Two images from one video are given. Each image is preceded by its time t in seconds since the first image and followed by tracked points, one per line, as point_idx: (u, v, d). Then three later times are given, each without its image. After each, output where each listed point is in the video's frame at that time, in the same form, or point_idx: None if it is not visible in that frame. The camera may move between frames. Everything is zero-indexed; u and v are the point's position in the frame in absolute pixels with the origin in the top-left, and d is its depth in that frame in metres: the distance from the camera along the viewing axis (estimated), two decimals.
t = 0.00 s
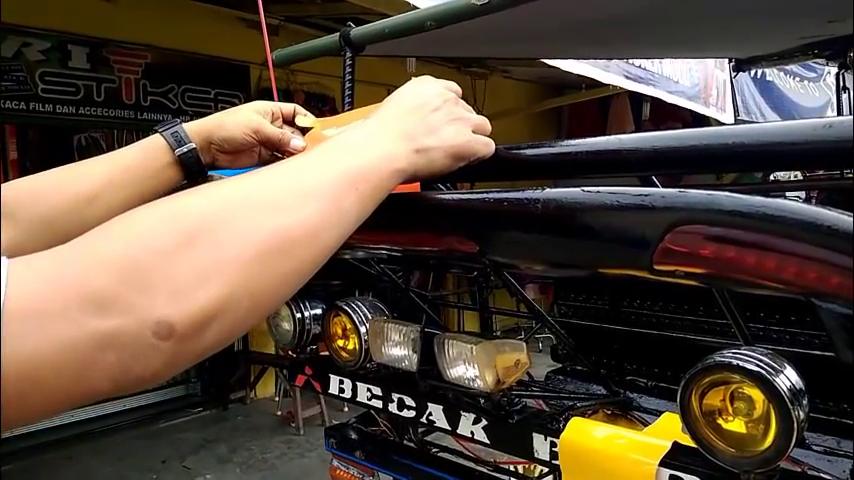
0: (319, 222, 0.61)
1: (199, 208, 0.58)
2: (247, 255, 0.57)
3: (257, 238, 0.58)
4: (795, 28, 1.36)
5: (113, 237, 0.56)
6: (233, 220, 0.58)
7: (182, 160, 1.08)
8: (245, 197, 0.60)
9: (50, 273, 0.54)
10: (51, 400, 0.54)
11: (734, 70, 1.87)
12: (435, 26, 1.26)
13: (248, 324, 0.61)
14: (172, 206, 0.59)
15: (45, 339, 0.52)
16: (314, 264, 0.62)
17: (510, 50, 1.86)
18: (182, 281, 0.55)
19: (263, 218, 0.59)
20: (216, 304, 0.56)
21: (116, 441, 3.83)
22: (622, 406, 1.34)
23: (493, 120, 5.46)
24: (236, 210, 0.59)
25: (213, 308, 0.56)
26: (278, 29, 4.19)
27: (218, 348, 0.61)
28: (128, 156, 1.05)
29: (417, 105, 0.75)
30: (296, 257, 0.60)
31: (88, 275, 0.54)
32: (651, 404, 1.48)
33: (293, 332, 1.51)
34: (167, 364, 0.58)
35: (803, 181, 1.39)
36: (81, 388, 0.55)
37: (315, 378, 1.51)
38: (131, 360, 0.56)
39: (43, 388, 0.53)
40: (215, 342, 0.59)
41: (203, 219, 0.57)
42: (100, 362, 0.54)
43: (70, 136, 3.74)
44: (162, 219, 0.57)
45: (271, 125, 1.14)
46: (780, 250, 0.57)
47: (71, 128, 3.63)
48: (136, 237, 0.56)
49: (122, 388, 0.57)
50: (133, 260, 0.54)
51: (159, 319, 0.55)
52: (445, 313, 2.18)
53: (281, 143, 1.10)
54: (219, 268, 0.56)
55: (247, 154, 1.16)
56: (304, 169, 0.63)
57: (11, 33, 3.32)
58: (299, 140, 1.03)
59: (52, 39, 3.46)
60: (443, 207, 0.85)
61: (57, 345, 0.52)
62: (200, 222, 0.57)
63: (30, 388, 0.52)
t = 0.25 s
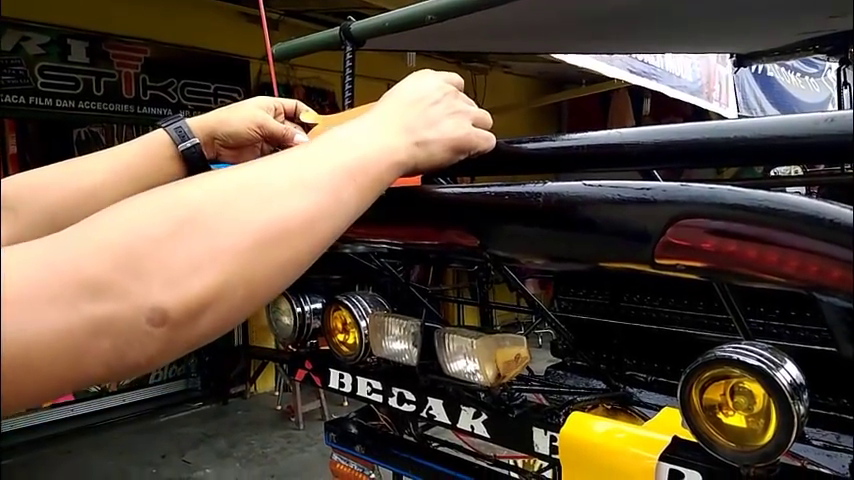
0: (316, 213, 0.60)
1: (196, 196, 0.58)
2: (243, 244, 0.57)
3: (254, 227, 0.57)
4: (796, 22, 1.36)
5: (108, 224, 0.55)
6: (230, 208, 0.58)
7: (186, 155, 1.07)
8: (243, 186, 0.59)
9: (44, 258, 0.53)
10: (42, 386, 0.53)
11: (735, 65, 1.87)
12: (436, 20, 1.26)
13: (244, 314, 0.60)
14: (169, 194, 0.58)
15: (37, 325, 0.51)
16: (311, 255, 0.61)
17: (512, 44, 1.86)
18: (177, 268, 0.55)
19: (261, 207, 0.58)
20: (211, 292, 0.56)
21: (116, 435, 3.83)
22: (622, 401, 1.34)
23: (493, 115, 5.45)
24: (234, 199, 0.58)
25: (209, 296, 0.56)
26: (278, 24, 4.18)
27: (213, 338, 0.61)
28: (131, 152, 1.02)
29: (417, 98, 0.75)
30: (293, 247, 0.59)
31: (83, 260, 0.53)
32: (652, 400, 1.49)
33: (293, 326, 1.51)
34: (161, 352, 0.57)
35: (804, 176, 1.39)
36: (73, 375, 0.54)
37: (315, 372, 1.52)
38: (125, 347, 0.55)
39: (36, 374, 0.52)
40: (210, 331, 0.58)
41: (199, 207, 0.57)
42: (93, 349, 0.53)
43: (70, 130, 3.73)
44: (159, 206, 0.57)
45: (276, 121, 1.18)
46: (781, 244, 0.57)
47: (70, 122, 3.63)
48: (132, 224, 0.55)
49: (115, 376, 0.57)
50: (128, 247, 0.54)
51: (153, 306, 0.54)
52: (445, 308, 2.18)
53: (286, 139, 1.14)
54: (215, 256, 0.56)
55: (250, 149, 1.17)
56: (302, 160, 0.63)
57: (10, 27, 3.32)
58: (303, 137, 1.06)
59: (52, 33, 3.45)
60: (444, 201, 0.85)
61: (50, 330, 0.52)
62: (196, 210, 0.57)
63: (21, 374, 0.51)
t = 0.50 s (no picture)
0: (314, 213, 0.61)
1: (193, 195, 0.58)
2: (241, 243, 0.57)
3: (252, 226, 0.58)
4: (797, 23, 1.36)
5: (105, 222, 0.55)
6: (228, 208, 0.58)
7: (188, 158, 1.07)
8: (241, 185, 0.59)
9: (41, 255, 0.53)
10: (37, 382, 0.53)
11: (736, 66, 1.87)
12: (436, 21, 1.26)
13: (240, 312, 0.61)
14: (167, 192, 0.58)
15: (33, 321, 0.51)
16: (308, 255, 0.62)
17: (512, 46, 1.86)
18: (174, 267, 0.55)
19: (259, 207, 0.58)
20: (207, 290, 0.56)
21: (117, 436, 3.83)
22: (623, 402, 1.35)
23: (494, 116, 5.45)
24: (232, 198, 0.58)
25: (205, 295, 0.56)
26: (279, 25, 4.18)
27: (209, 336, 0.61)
28: (134, 156, 1.02)
29: (418, 99, 0.75)
30: (290, 247, 0.59)
31: (80, 258, 0.53)
32: (653, 401, 1.50)
33: (294, 327, 1.51)
34: (156, 349, 0.57)
35: (804, 177, 1.39)
36: (69, 371, 0.54)
37: (316, 373, 1.52)
38: (120, 343, 0.55)
39: (31, 370, 0.52)
40: (206, 329, 0.59)
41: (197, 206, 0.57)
42: (88, 345, 0.54)
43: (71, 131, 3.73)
44: (157, 204, 0.57)
45: (277, 123, 1.17)
46: (782, 246, 0.57)
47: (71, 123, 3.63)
48: (129, 222, 0.55)
49: (111, 372, 0.57)
50: (125, 244, 0.54)
51: (149, 304, 0.54)
52: (446, 309, 2.18)
53: (287, 140, 1.14)
54: (212, 255, 0.56)
55: (252, 152, 1.18)
56: (301, 160, 0.63)
57: (11, 28, 3.32)
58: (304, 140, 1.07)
59: (53, 34, 3.46)
60: (445, 203, 0.85)
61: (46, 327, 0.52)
62: (195, 209, 0.57)
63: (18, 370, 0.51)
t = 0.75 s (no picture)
0: (309, 209, 0.61)
1: (188, 189, 0.58)
2: (234, 237, 0.57)
3: (245, 221, 0.58)
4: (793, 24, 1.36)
5: (99, 215, 0.56)
6: (222, 202, 0.58)
7: (184, 160, 1.08)
8: (235, 180, 0.59)
9: (35, 247, 0.53)
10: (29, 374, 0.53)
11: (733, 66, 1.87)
12: (434, 22, 1.26)
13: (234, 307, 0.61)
14: (162, 186, 0.58)
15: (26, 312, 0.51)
16: (302, 251, 0.62)
17: (509, 47, 1.87)
18: (168, 260, 0.55)
19: (253, 201, 0.59)
20: (200, 284, 0.56)
21: (114, 437, 3.83)
22: (620, 403, 1.35)
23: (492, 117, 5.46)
24: (226, 193, 0.58)
25: (199, 288, 0.56)
26: (277, 26, 4.18)
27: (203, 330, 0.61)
28: (132, 158, 1.03)
29: (415, 98, 0.75)
30: (285, 242, 0.59)
31: (73, 249, 0.53)
32: (650, 401, 1.50)
33: (292, 328, 1.51)
34: (149, 342, 0.57)
35: (801, 177, 1.39)
36: (62, 363, 0.54)
37: (314, 374, 1.51)
38: (113, 335, 0.55)
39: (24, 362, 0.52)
40: (200, 323, 0.59)
41: (191, 200, 0.57)
42: (81, 337, 0.54)
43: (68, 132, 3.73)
44: (152, 198, 0.57)
45: (273, 125, 1.19)
46: (778, 246, 0.57)
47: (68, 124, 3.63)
48: (123, 215, 0.56)
49: (103, 365, 0.57)
50: (119, 237, 0.54)
51: (142, 296, 0.55)
52: (443, 310, 2.18)
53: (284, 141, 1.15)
54: (205, 248, 0.56)
55: (249, 154, 1.18)
56: (296, 156, 0.64)
57: (8, 29, 3.32)
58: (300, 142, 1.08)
59: (50, 35, 3.45)
60: (442, 204, 0.85)
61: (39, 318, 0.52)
62: (188, 203, 0.57)
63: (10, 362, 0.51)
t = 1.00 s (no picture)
0: (303, 201, 0.61)
1: (183, 181, 0.58)
2: (228, 228, 0.57)
3: (239, 212, 0.58)
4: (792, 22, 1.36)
5: (93, 208, 0.56)
6: (216, 194, 0.58)
7: (180, 160, 1.08)
8: (230, 172, 0.59)
9: (28, 240, 0.53)
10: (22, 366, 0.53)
11: (732, 65, 1.87)
12: (431, 21, 1.26)
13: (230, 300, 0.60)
14: (156, 179, 0.58)
15: (18, 303, 0.51)
16: (298, 243, 0.61)
17: (507, 46, 1.87)
18: (161, 251, 0.55)
19: (247, 193, 0.59)
20: (194, 276, 0.56)
21: (112, 437, 3.83)
22: (617, 402, 1.35)
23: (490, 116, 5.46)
24: (220, 185, 0.58)
25: (193, 280, 0.56)
26: (275, 25, 4.18)
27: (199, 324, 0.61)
28: (130, 158, 1.03)
29: (412, 94, 0.75)
30: (279, 234, 0.59)
31: (66, 241, 0.53)
32: (647, 400, 1.49)
33: (290, 327, 1.52)
34: (144, 334, 0.57)
35: (799, 177, 1.39)
36: (55, 354, 0.54)
37: (311, 374, 1.51)
38: (107, 327, 0.55)
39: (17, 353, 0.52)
40: (195, 316, 0.58)
41: (184, 192, 0.57)
42: (74, 328, 0.53)
43: (66, 132, 3.72)
44: (146, 190, 0.57)
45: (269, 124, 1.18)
46: (774, 245, 0.57)
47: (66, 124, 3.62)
48: (117, 207, 0.56)
49: (98, 358, 0.56)
50: (112, 229, 0.54)
51: (135, 288, 0.54)
52: (441, 309, 2.18)
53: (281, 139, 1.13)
54: (198, 240, 0.56)
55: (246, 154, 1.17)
56: (292, 149, 0.63)
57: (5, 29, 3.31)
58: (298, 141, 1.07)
59: (48, 35, 3.45)
60: (438, 204, 0.85)
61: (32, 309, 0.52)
62: (182, 194, 0.57)
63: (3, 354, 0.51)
